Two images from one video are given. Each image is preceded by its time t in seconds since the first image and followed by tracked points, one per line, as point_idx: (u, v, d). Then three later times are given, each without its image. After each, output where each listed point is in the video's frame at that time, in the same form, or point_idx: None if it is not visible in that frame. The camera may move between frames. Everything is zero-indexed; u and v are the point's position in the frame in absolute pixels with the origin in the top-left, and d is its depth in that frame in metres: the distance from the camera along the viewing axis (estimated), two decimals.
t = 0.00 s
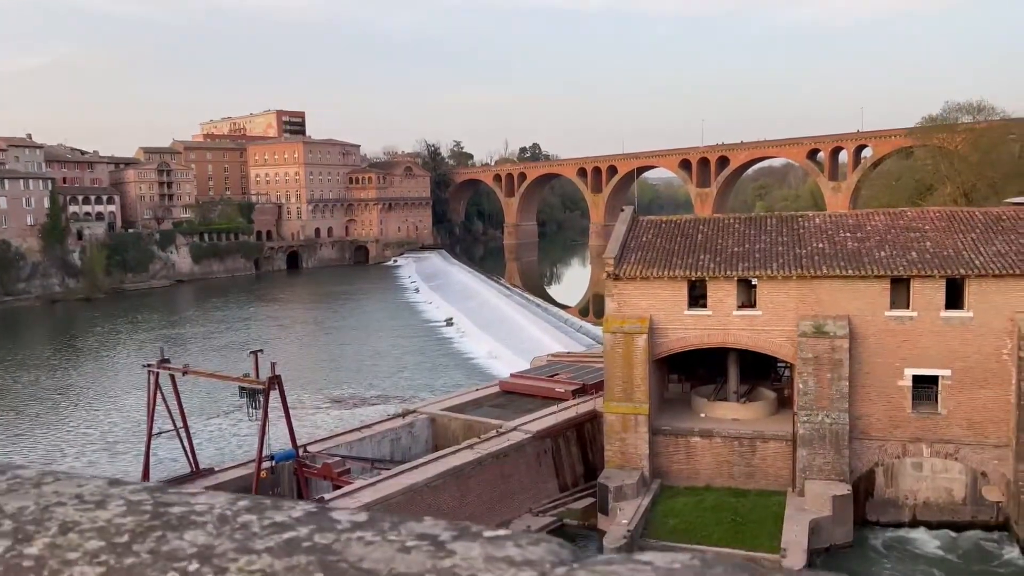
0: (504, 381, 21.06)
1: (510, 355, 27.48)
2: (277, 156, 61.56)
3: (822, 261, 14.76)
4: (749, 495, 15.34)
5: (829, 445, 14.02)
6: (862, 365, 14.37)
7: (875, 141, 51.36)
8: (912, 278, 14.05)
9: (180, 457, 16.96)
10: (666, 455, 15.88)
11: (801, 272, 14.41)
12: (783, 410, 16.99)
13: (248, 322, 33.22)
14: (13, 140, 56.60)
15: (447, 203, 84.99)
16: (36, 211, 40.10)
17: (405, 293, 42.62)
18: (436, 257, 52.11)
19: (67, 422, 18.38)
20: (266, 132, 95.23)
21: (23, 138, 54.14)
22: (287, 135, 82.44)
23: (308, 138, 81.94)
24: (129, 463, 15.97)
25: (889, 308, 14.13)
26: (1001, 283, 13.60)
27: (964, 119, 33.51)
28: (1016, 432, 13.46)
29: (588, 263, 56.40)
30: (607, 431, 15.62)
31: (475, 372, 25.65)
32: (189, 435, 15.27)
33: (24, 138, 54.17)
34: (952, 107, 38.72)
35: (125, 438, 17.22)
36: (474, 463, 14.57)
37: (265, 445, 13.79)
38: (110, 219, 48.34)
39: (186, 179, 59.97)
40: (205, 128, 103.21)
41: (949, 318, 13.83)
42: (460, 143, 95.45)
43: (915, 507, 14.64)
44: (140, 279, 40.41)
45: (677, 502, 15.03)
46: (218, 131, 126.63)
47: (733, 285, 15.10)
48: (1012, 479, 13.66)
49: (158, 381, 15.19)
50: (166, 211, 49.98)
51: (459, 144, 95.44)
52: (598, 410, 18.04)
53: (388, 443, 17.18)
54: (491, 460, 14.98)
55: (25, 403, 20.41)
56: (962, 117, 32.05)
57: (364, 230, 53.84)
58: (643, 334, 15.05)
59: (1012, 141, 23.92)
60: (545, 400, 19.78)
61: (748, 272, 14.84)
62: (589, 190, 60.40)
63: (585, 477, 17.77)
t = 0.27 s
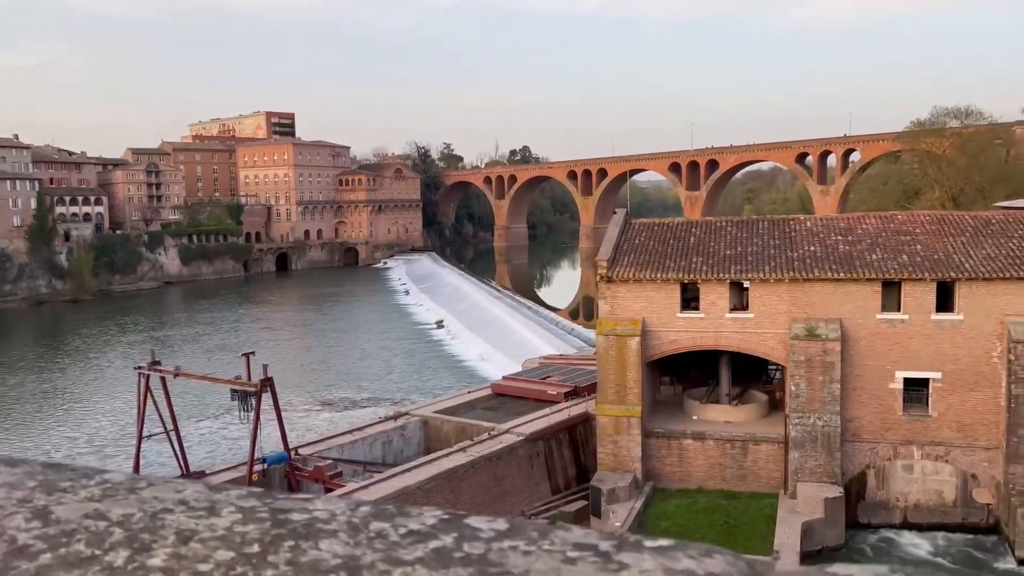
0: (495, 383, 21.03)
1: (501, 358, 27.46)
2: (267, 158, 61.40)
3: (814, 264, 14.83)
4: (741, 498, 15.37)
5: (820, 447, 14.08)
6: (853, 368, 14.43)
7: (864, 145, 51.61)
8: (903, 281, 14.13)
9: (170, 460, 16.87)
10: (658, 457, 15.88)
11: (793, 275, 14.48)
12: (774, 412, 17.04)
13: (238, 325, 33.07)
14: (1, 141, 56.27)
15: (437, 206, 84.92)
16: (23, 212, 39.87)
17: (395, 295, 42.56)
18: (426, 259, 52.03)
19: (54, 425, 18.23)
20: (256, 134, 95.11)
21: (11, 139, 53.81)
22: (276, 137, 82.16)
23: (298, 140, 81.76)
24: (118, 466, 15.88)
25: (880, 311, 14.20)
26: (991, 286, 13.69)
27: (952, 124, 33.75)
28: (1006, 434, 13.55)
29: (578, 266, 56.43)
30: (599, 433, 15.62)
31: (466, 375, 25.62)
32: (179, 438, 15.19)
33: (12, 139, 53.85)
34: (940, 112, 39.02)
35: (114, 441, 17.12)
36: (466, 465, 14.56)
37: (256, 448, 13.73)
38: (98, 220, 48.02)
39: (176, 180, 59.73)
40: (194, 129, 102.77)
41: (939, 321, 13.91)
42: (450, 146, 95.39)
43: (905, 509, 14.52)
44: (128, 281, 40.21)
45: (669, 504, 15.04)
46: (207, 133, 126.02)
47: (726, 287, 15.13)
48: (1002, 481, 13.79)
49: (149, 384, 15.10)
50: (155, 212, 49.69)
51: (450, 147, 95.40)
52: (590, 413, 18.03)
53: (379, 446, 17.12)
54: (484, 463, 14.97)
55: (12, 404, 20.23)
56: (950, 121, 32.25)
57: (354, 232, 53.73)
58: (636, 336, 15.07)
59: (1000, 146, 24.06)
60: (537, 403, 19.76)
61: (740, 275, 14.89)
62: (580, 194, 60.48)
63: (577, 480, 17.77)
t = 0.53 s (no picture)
0: (493, 387, 21.00)
1: (498, 361, 27.43)
2: (262, 159, 61.26)
3: (813, 269, 14.84)
4: (739, 502, 15.36)
5: (818, 452, 14.08)
6: (852, 373, 14.44)
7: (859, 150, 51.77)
8: (901, 286, 14.15)
9: (166, 462, 16.79)
10: (656, 461, 15.87)
11: (792, 279, 14.49)
12: (773, 416, 17.04)
13: (233, 327, 32.97)
14: None
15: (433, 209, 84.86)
16: (17, 212, 39.70)
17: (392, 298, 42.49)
18: (422, 262, 51.97)
19: (49, 427, 18.15)
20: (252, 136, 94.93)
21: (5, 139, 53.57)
22: (272, 138, 82.00)
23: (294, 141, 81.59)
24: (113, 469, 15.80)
25: (878, 316, 14.22)
26: (989, 291, 13.71)
27: (948, 129, 33.82)
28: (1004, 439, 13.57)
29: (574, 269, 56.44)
30: (598, 437, 15.58)
31: (463, 377, 25.58)
32: (175, 441, 15.13)
33: (6, 139, 53.61)
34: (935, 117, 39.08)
35: (109, 443, 17.04)
36: (464, 469, 14.53)
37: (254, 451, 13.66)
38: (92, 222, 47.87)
39: (171, 181, 59.59)
40: (190, 130, 102.59)
41: (937, 326, 13.92)
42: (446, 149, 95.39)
43: (903, 513, 14.50)
44: (123, 283, 40.06)
45: (667, 509, 15.02)
46: (202, 134, 125.72)
47: (724, 291, 15.13)
48: (999, 486, 13.81)
49: (145, 386, 15.03)
50: (150, 214, 49.55)
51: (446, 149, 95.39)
52: (588, 417, 18.02)
53: (377, 449, 17.08)
54: (481, 466, 14.93)
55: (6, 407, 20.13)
56: (946, 126, 32.34)
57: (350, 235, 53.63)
58: (634, 340, 15.05)
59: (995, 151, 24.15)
60: (535, 406, 19.74)
61: (738, 279, 14.90)
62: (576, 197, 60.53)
63: (575, 483, 17.74)
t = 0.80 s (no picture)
0: (499, 389, 20.95)
1: (503, 364, 27.38)
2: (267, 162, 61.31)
3: (821, 272, 14.78)
4: (747, 507, 15.29)
5: (827, 456, 14.01)
6: (860, 377, 14.37)
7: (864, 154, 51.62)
8: (911, 290, 14.08)
9: (172, 464, 16.77)
10: (663, 465, 15.79)
11: (800, 282, 14.43)
12: (780, 421, 16.98)
13: (238, 329, 32.96)
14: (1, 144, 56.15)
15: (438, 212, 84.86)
16: (24, 214, 39.76)
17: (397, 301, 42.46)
18: (427, 265, 51.93)
19: (55, 429, 18.13)
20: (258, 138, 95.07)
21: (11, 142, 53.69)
22: (277, 141, 82.17)
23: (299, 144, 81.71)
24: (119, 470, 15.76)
25: (888, 320, 14.15)
26: (999, 296, 13.63)
27: (955, 133, 33.69)
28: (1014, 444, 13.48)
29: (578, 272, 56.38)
30: (605, 441, 15.51)
31: (468, 380, 25.54)
32: (182, 442, 15.11)
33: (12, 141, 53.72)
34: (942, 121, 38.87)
35: (115, 445, 17.02)
36: (471, 472, 14.48)
37: (261, 453, 13.62)
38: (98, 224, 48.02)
39: (176, 184, 59.63)
40: (195, 132, 102.86)
41: (947, 331, 13.84)
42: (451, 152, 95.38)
43: (912, 519, 14.45)
44: (128, 284, 40.09)
45: (675, 513, 14.97)
46: (209, 136, 126.09)
47: (733, 295, 15.07)
48: (1009, 492, 13.69)
49: (152, 388, 15.00)
50: (155, 216, 49.66)
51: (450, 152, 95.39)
52: (595, 420, 17.96)
53: (383, 452, 17.04)
54: (488, 470, 14.87)
55: (12, 408, 20.14)
56: (953, 130, 32.20)
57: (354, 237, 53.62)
58: (642, 343, 14.99)
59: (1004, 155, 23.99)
60: (541, 409, 19.68)
61: (747, 282, 14.84)
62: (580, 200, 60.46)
63: (581, 487, 17.68)
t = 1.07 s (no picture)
0: (516, 391, 20.90)
1: (519, 366, 27.32)
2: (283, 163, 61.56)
3: (843, 274, 14.63)
4: (768, 510, 15.17)
5: (849, 460, 13.87)
6: (883, 380, 14.22)
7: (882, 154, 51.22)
8: (935, 292, 13.92)
9: (192, 463, 16.84)
10: (683, 468, 15.69)
11: (822, 285, 14.30)
12: (801, 423, 16.84)
13: (255, 330, 33.09)
14: (22, 146, 56.71)
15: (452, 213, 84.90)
16: (43, 216, 40.13)
17: (412, 302, 42.51)
18: (442, 266, 51.94)
19: (74, 429, 18.26)
20: (275, 139, 95.80)
21: (32, 144, 54.21)
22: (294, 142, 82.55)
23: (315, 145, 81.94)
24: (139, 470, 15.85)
25: (911, 322, 14.00)
26: None
27: (975, 132, 33.34)
28: None
29: (594, 273, 56.25)
30: (624, 443, 15.43)
31: (484, 381, 25.50)
32: (202, 442, 15.15)
33: (33, 144, 54.25)
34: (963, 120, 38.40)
35: (135, 445, 17.12)
36: (490, 474, 14.45)
37: (281, 453, 13.65)
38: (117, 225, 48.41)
39: (193, 185, 59.99)
40: (212, 133, 103.48)
41: (972, 333, 13.68)
42: (466, 153, 95.46)
43: (935, 523, 14.27)
44: (146, 285, 40.37)
45: (695, 516, 14.86)
46: (227, 139, 126.82)
47: (753, 297, 14.95)
48: None
49: (173, 388, 15.07)
50: (173, 218, 49.99)
51: (465, 153, 95.48)
52: (613, 422, 17.88)
53: (400, 453, 17.04)
54: (507, 471, 14.84)
55: (33, 406, 20.31)
56: (974, 130, 31.86)
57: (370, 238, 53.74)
58: (661, 345, 14.89)
59: None
60: (559, 411, 19.60)
61: (768, 284, 14.72)
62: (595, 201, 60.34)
63: (599, 490, 17.59)
